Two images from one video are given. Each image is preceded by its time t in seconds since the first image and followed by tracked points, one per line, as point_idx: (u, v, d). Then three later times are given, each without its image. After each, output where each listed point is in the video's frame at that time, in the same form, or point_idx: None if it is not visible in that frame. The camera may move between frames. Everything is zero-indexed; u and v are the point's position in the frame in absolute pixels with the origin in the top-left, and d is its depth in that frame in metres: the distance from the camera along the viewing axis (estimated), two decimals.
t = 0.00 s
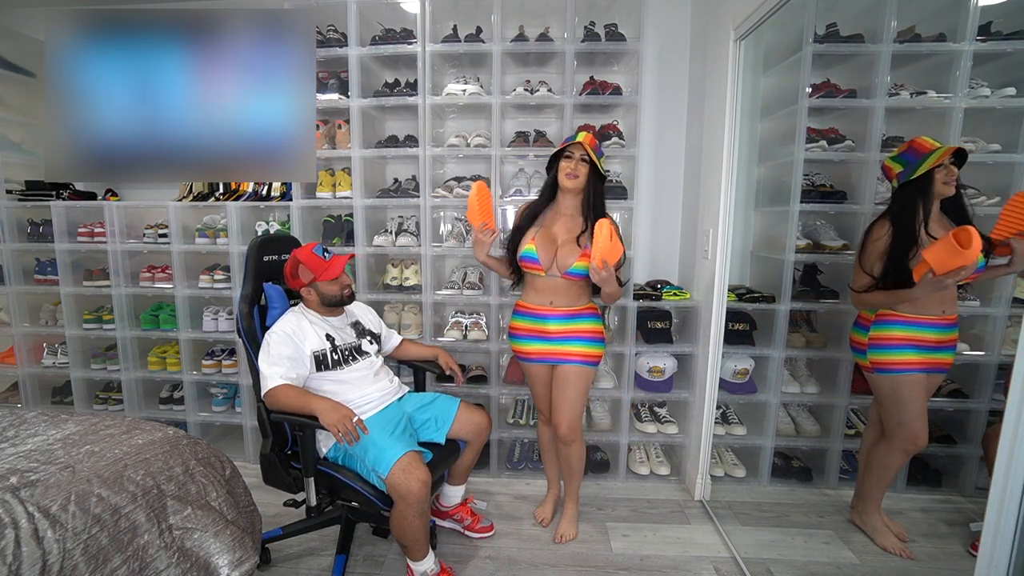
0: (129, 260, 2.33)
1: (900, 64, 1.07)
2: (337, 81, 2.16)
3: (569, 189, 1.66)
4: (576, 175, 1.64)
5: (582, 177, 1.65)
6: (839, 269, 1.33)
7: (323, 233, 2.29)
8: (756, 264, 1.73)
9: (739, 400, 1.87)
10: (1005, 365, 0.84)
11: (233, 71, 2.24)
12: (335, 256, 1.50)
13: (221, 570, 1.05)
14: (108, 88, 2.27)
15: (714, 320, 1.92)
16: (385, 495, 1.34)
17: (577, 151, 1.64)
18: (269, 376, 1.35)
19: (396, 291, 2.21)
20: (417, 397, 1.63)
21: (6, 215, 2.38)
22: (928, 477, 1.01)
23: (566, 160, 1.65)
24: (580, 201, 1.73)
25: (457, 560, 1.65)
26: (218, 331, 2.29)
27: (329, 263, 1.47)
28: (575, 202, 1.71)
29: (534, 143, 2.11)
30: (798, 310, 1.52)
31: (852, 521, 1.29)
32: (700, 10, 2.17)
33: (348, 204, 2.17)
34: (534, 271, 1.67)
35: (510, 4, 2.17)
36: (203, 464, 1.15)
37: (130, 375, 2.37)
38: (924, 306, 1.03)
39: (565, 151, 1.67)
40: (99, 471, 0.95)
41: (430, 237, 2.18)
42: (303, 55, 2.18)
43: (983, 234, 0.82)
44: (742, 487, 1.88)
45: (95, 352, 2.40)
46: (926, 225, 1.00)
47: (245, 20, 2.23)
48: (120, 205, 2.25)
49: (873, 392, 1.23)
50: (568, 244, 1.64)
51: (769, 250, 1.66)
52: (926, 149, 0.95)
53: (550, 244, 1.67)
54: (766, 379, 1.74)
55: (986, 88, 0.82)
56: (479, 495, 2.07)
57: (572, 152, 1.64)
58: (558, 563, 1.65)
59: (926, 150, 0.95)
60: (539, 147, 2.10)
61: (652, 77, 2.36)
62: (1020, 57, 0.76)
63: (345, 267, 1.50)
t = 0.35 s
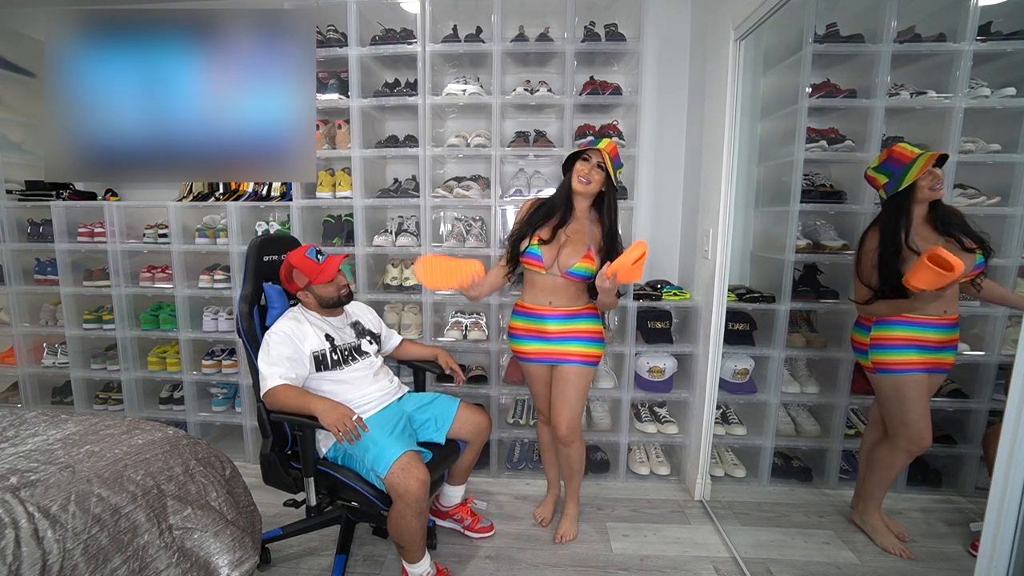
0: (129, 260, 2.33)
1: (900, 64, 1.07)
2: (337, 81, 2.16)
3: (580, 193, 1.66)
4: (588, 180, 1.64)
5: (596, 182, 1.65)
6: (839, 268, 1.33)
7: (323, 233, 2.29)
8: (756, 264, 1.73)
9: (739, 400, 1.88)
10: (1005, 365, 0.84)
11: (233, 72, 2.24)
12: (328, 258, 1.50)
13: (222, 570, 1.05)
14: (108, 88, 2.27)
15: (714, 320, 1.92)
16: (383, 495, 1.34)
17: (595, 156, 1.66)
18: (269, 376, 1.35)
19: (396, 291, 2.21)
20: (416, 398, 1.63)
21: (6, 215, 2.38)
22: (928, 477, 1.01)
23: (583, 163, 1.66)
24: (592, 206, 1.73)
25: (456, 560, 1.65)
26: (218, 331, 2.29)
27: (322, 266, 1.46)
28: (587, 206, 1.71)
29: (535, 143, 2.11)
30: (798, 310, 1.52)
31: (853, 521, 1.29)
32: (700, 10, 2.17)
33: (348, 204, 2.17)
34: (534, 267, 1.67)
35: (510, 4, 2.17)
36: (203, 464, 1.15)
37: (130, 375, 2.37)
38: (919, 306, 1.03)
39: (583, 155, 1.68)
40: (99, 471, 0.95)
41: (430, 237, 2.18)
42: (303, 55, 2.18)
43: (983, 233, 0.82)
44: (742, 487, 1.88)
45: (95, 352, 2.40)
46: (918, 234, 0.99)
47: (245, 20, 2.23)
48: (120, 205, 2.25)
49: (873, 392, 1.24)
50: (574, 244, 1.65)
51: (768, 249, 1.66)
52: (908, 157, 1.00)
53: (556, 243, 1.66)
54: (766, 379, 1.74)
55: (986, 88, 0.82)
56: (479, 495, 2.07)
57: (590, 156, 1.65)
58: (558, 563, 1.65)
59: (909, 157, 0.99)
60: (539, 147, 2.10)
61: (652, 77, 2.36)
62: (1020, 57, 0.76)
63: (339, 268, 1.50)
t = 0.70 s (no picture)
0: (129, 260, 2.33)
1: (900, 65, 1.07)
2: (337, 81, 2.16)
3: (566, 186, 1.66)
4: (571, 172, 1.63)
5: (578, 173, 1.64)
6: (839, 268, 1.33)
7: (323, 233, 2.29)
8: (756, 264, 1.73)
9: (739, 400, 1.88)
10: (1005, 365, 0.84)
11: (233, 71, 2.24)
12: (323, 261, 1.49)
13: (222, 570, 1.05)
14: (108, 88, 2.27)
15: (714, 320, 1.93)
16: (385, 495, 1.34)
17: (572, 148, 1.65)
18: (269, 376, 1.35)
19: (396, 291, 2.21)
20: (416, 397, 1.63)
21: (6, 215, 2.38)
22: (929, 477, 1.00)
23: (561, 159, 1.65)
24: (579, 199, 1.73)
25: (457, 560, 1.65)
26: (218, 331, 2.29)
27: (317, 270, 1.46)
28: (574, 199, 1.71)
29: (534, 143, 2.11)
30: (798, 310, 1.52)
31: (853, 520, 1.29)
32: (700, 10, 2.17)
33: (348, 204, 2.17)
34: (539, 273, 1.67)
35: (510, 4, 2.17)
36: (203, 464, 1.15)
37: (130, 375, 2.37)
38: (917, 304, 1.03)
39: (559, 150, 1.67)
40: (99, 471, 0.95)
41: (430, 237, 2.18)
42: (303, 55, 2.18)
43: (982, 233, 0.83)
44: (742, 487, 1.88)
45: (95, 352, 2.40)
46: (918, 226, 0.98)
47: (245, 20, 2.23)
48: (120, 205, 2.25)
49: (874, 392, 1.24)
50: (572, 240, 1.65)
51: (768, 250, 1.66)
52: (924, 147, 0.95)
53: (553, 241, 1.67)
54: (766, 379, 1.74)
55: (985, 88, 0.82)
56: (479, 495, 2.07)
57: (566, 150, 1.64)
58: (558, 563, 1.65)
59: (925, 148, 0.95)
60: (539, 147, 2.10)
61: (652, 77, 2.36)
62: (1019, 57, 0.76)
63: (336, 271, 1.50)
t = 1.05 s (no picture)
0: (129, 260, 2.33)
1: (900, 65, 1.07)
2: (337, 81, 2.16)
3: (559, 185, 1.65)
4: (563, 170, 1.62)
5: (571, 171, 1.64)
6: (839, 268, 1.33)
7: (323, 233, 2.29)
8: (756, 264, 1.73)
9: (739, 400, 1.87)
10: (1005, 365, 0.84)
11: (232, 71, 2.24)
12: (323, 260, 1.49)
13: (222, 570, 1.05)
14: (108, 88, 2.27)
15: (714, 320, 1.92)
16: (382, 493, 1.34)
17: (561, 147, 1.64)
18: (268, 375, 1.35)
19: (396, 291, 2.21)
20: (416, 397, 1.63)
21: (6, 215, 2.38)
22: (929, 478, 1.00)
23: (553, 157, 1.64)
24: (575, 195, 1.71)
25: (456, 560, 1.65)
26: (218, 331, 2.29)
27: (317, 268, 1.46)
28: (569, 196, 1.69)
29: (534, 143, 2.11)
30: (798, 310, 1.52)
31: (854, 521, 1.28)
32: (700, 10, 2.17)
33: (348, 204, 2.17)
34: (540, 272, 1.69)
35: (510, 4, 2.17)
36: (203, 464, 1.15)
37: (130, 375, 2.37)
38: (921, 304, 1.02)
39: (551, 150, 1.66)
40: (99, 471, 0.95)
41: (430, 237, 2.18)
42: (303, 55, 2.18)
43: (982, 233, 0.83)
44: (742, 487, 1.88)
45: (95, 352, 2.40)
46: (928, 223, 0.97)
47: (245, 21, 2.23)
48: (120, 205, 2.25)
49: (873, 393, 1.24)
50: (571, 238, 1.67)
51: (769, 249, 1.66)
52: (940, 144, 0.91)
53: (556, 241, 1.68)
54: (766, 379, 1.74)
55: (986, 88, 0.82)
56: (479, 495, 2.07)
57: (557, 148, 1.63)
58: (558, 563, 1.65)
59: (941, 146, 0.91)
60: (539, 147, 2.10)
61: (652, 77, 2.36)
62: (1019, 57, 0.76)
63: (336, 269, 1.50)
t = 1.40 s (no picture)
0: (129, 260, 2.33)
1: (900, 65, 1.07)
2: (337, 81, 2.16)
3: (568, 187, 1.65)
4: (573, 173, 1.62)
5: (579, 173, 1.63)
6: (839, 268, 1.33)
7: (323, 233, 2.29)
8: (756, 264, 1.73)
9: (739, 400, 1.87)
10: (1005, 365, 0.84)
11: (232, 71, 2.24)
12: (327, 258, 1.49)
13: (222, 570, 1.05)
14: (108, 88, 2.27)
15: (714, 320, 1.92)
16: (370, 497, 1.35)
17: (571, 149, 1.63)
18: (263, 373, 1.37)
19: (396, 291, 2.21)
20: (414, 399, 1.62)
21: (6, 215, 2.38)
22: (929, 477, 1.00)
23: (561, 160, 1.64)
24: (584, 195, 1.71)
25: (456, 560, 1.65)
26: (218, 331, 2.29)
27: (319, 266, 1.46)
28: (579, 197, 1.69)
29: (535, 143, 2.11)
30: (798, 310, 1.52)
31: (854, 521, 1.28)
32: (700, 10, 2.17)
33: (348, 204, 2.17)
34: (547, 277, 1.66)
35: (510, 4, 2.17)
36: (203, 464, 1.15)
37: (130, 375, 2.37)
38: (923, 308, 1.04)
39: (559, 151, 1.66)
40: (99, 471, 0.95)
41: (430, 237, 2.18)
42: (303, 55, 2.18)
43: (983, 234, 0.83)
44: (742, 487, 1.89)
45: (95, 352, 2.40)
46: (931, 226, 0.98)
47: (245, 21, 2.23)
48: (120, 205, 2.25)
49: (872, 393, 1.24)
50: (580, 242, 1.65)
51: (769, 249, 1.66)
52: (945, 144, 0.91)
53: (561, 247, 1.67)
54: (765, 379, 1.74)
55: (986, 88, 0.82)
56: (479, 495, 2.07)
57: (566, 151, 1.63)
58: (558, 563, 1.65)
59: (945, 146, 0.91)
60: (539, 147, 2.10)
61: (652, 77, 2.36)
62: (1019, 57, 0.76)
63: (338, 269, 1.50)
